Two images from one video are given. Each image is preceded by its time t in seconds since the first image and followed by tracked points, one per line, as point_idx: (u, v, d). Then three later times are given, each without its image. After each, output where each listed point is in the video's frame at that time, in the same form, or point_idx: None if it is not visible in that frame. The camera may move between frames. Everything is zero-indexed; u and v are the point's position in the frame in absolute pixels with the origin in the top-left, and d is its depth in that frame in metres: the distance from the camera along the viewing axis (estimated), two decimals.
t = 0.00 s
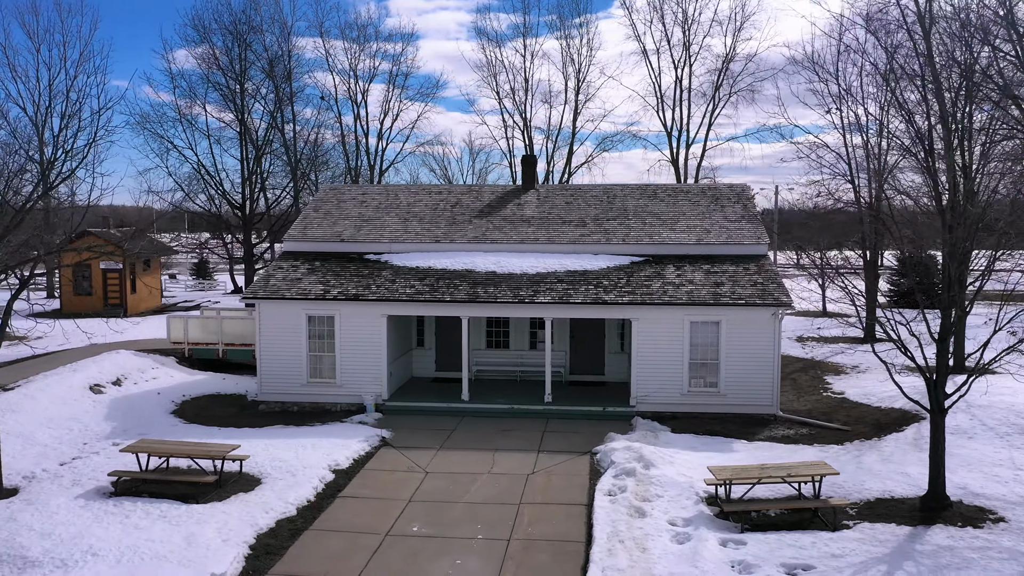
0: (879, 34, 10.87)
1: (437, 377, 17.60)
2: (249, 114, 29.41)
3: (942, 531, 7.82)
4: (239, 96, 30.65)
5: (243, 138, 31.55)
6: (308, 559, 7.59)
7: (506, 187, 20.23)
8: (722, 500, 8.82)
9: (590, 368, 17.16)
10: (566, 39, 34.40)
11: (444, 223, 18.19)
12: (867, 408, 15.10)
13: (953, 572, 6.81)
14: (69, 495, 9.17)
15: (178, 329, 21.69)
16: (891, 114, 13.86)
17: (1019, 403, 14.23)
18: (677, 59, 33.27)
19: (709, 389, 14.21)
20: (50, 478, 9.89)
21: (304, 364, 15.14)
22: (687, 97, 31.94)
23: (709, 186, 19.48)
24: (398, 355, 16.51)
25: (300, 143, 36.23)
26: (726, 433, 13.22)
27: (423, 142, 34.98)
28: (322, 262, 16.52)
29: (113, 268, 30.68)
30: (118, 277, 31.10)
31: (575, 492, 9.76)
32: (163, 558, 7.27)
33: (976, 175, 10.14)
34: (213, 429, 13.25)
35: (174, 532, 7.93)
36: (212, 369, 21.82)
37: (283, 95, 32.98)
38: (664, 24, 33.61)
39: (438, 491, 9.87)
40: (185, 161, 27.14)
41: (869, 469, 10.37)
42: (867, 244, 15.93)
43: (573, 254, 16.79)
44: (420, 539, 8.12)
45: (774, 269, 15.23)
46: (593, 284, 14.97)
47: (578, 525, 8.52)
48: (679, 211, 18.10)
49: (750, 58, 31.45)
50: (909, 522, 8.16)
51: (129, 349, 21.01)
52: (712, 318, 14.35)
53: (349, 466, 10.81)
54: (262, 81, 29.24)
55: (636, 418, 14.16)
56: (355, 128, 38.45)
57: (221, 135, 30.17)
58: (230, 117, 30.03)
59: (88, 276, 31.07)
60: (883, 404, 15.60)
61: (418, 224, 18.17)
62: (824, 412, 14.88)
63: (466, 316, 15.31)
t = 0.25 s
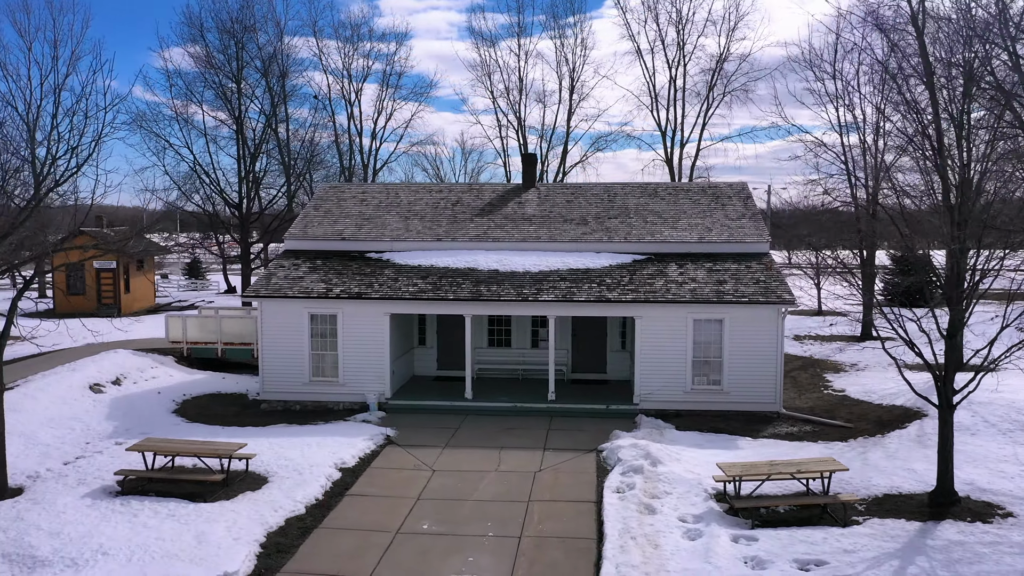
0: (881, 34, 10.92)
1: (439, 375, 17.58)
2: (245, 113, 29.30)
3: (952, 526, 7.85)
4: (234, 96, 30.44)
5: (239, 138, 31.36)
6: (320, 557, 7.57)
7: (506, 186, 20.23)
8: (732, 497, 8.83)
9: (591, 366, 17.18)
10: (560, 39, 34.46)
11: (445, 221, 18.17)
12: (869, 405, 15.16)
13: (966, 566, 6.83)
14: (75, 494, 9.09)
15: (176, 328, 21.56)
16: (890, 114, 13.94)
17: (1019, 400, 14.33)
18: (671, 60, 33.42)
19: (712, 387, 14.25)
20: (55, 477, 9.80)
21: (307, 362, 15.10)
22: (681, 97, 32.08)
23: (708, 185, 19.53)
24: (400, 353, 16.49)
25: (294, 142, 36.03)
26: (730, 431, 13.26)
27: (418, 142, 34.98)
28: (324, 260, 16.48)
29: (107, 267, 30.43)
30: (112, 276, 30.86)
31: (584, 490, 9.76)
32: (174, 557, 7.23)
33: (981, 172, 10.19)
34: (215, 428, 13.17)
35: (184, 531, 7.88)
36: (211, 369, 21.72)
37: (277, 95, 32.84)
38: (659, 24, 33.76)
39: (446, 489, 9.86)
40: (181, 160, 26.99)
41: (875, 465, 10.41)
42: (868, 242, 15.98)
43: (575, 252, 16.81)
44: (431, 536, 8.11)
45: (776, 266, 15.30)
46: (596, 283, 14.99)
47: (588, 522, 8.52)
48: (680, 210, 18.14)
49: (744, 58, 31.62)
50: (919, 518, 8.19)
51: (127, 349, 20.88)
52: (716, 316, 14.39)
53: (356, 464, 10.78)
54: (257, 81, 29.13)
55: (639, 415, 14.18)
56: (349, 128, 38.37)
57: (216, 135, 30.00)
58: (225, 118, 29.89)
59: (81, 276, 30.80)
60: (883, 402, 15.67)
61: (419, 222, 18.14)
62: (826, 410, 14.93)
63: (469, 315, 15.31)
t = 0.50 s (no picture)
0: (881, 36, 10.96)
1: (440, 375, 17.56)
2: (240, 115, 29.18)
3: (960, 523, 7.87)
4: (229, 97, 30.31)
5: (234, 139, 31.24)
6: (330, 557, 7.55)
7: (506, 185, 20.22)
8: (739, 495, 8.85)
9: (593, 365, 17.20)
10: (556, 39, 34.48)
11: (446, 220, 18.15)
12: (870, 404, 15.21)
13: (975, 562, 6.84)
14: (81, 494, 9.03)
15: (174, 328, 21.46)
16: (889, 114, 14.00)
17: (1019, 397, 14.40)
18: (667, 60, 33.54)
19: (714, 385, 14.28)
20: (59, 478, 9.72)
21: (309, 362, 15.06)
22: (677, 97, 32.20)
23: (709, 184, 19.56)
24: (402, 353, 16.46)
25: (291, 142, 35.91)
26: (733, 429, 13.29)
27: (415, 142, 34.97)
28: (325, 260, 16.45)
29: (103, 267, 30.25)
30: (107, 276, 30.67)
31: (591, 489, 9.76)
32: (184, 556, 7.19)
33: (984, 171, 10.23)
34: (218, 428, 13.10)
35: (192, 531, 7.84)
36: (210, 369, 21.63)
37: (272, 96, 32.74)
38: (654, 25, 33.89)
39: (453, 488, 9.85)
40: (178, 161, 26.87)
41: (879, 463, 10.44)
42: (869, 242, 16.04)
43: (576, 251, 16.82)
44: (440, 535, 8.10)
45: (778, 265, 15.34)
46: (598, 282, 15.00)
47: (597, 521, 8.52)
48: (680, 209, 18.16)
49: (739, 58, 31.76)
50: (926, 514, 8.21)
51: (125, 349, 20.75)
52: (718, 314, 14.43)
53: (361, 464, 10.76)
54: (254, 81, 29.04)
55: (642, 414, 14.19)
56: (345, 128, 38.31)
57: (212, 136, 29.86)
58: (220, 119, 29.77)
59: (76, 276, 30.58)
60: (884, 400, 15.72)
61: (420, 222, 18.10)
62: (828, 408, 14.97)
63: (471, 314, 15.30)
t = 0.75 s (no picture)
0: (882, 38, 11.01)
1: (441, 374, 17.54)
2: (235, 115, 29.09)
3: (969, 519, 7.90)
4: (224, 97, 30.19)
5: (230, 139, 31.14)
6: (340, 555, 7.53)
7: (507, 184, 20.21)
8: (747, 492, 8.87)
9: (594, 364, 17.22)
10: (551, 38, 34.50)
11: (447, 219, 18.13)
12: (871, 402, 15.27)
13: (986, 557, 6.87)
14: (87, 494, 8.96)
15: (173, 328, 21.35)
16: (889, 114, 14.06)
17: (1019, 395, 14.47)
18: (661, 59, 33.66)
19: (716, 384, 14.31)
20: (63, 478, 9.63)
21: (311, 362, 15.02)
22: (672, 97, 32.32)
23: (709, 183, 19.60)
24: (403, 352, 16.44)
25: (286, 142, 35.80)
26: (736, 427, 13.32)
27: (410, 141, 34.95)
28: (326, 259, 16.42)
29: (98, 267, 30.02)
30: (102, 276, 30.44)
31: (598, 487, 9.77)
32: (195, 556, 7.15)
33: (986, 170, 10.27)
34: (221, 428, 13.04)
35: (201, 531, 7.80)
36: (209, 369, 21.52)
37: (267, 95, 32.62)
38: (648, 25, 34.04)
39: (460, 487, 9.83)
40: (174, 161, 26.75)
41: (884, 460, 10.48)
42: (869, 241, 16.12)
43: (578, 250, 16.84)
44: (450, 534, 8.09)
45: (779, 264, 15.40)
46: (601, 281, 15.02)
47: (607, 519, 8.53)
48: (680, 208, 18.19)
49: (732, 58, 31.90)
50: (934, 511, 8.24)
51: (123, 348, 20.61)
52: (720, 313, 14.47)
53: (367, 463, 10.73)
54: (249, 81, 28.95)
55: (645, 413, 14.22)
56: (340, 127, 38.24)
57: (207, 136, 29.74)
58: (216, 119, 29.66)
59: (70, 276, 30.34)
60: (885, 398, 15.78)
61: (420, 221, 18.07)
62: (829, 406, 15.01)
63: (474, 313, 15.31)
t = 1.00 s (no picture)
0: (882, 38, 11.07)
1: (442, 374, 17.53)
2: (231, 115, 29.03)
3: (974, 516, 7.93)
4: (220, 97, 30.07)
5: (226, 139, 31.06)
6: (348, 555, 7.52)
7: (506, 184, 20.22)
8: (753, 491, 8.89)
9: (595, 363, 17.25)
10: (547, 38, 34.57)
11: (447, 219, 18.11)
12: (871, 400, 15.33)
13: (994, 555, 6.89)
14: (91, 495, 8.90)
15: (171, 328, 21.25)
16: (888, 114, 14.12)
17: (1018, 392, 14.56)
18: (656, 59, 33.77)
19: (718, 383, 14.34)
20: (66, 478, 9.56)
21: (312, 362, 14.98)
22: (668, 97, 32.42)
23: (708, 182, 19.64)
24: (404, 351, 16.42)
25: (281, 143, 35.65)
26: (738, 426, 13.36)
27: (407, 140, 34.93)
28: (326, 259, 16.38)
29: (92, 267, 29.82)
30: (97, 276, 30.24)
31: (604, 487, 9.78)
32: (202, 556, 7.12)
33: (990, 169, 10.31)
34: (223, 428, 12.98)
35: (208, 531, 7.77)
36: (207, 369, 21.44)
37: (263, 95, 32.52)
38: (643, 24, 34.15)
39: (466, 487, 9.83)
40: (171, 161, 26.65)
41: (887, 458, 10.52)
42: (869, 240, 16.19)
43: (579, 250, 16.85)
44: (457, 534, 8.09)
45: (779, 263, 15.44)
46: (603, 280, 15.02)
47: (614, 518, 8.53)
48: (681, 207, 18.21)
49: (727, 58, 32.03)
50: (939, 508, 8.27)
51: (121, 348, 20.49)
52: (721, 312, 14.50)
53: (371, 463, 10.71)
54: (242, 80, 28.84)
55: (647, 412, 14.23)
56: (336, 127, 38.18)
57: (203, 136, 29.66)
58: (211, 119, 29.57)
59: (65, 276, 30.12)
60: (884, 396, 15.85)
61: (420, 220, 18.06)
62: (830, 405, 15.06)
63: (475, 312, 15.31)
